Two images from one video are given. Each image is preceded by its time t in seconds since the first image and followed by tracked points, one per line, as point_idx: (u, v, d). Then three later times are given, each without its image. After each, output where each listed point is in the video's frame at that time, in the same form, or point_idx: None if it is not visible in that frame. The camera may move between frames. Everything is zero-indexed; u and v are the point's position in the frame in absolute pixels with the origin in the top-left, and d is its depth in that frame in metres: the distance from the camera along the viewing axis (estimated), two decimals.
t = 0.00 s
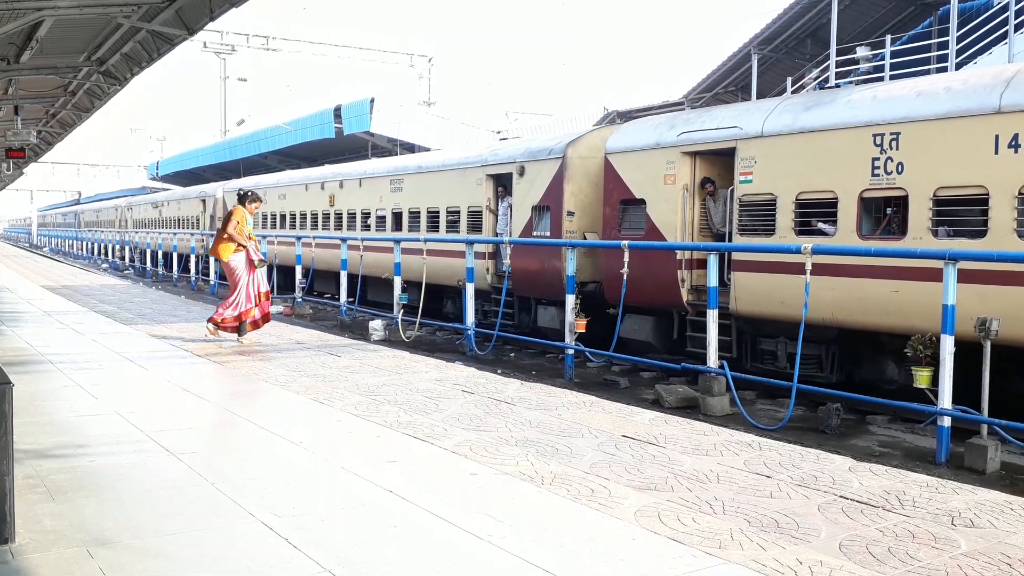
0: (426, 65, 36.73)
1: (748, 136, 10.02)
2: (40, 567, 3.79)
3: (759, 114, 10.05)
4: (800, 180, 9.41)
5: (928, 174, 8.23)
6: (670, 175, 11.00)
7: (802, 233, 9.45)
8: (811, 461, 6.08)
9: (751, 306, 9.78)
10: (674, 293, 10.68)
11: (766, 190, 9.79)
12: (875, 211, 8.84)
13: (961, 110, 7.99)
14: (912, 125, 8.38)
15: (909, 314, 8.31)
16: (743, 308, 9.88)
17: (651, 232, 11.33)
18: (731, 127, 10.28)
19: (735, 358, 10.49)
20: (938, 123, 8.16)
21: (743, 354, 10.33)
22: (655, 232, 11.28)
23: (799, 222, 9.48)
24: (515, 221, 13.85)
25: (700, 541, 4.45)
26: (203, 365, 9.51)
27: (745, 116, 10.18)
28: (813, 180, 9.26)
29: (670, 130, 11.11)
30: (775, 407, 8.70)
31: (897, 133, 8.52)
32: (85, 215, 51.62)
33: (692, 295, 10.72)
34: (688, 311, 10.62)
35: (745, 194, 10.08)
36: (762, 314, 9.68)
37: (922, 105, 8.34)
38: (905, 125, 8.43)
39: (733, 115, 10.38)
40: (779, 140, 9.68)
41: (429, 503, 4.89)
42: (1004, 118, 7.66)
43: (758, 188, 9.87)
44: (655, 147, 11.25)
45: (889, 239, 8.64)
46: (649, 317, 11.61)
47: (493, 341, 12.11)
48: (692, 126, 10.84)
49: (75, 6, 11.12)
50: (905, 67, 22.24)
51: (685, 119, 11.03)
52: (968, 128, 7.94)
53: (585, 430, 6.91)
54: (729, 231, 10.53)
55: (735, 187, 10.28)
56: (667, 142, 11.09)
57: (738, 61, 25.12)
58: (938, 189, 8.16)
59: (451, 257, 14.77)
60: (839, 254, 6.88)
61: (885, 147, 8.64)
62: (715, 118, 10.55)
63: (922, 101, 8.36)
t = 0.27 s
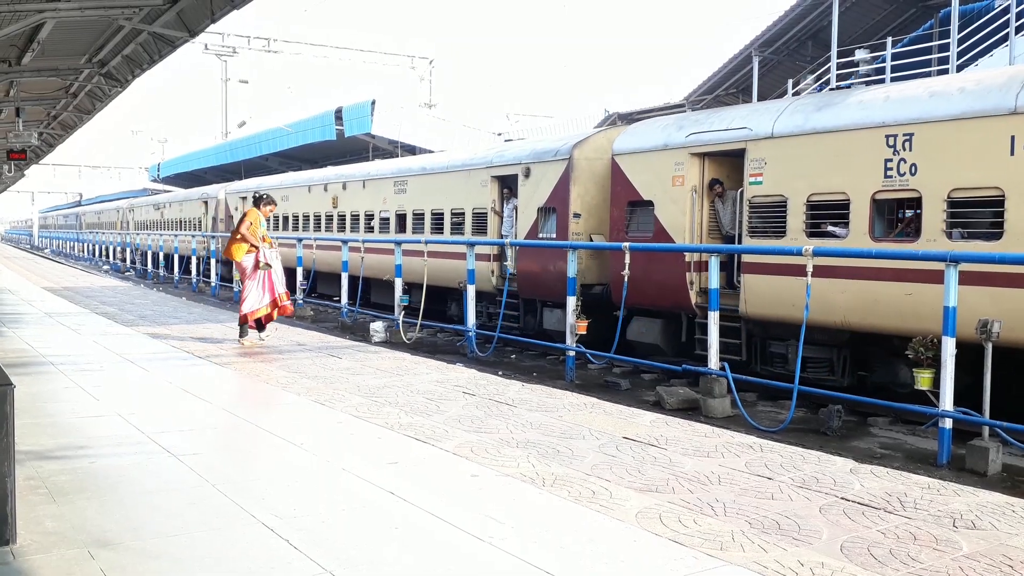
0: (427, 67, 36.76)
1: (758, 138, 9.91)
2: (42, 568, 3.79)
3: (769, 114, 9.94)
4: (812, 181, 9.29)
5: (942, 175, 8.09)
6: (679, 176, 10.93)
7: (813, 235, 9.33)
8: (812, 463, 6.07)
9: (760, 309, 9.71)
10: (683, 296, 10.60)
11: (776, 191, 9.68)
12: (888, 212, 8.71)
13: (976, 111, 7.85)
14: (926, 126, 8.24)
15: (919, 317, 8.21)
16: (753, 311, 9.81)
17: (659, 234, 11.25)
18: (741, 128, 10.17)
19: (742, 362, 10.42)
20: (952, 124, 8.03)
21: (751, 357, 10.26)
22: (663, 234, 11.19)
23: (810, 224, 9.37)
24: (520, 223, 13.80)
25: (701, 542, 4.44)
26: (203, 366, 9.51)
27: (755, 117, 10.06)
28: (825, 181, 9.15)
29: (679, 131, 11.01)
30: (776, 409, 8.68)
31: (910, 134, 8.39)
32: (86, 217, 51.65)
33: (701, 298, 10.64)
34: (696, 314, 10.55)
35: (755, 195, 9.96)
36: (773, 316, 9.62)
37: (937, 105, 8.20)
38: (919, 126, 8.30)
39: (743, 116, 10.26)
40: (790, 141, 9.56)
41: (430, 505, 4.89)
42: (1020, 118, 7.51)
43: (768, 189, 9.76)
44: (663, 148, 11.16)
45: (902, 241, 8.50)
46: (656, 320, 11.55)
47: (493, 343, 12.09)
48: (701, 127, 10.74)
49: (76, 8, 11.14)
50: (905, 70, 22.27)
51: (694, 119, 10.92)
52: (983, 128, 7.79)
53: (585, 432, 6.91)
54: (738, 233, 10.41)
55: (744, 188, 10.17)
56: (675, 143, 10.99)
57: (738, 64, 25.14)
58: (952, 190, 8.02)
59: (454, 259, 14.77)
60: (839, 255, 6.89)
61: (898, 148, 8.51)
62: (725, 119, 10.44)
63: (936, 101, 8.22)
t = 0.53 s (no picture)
0: (427, 68, 36.76)
1: (767, 137, 9.67)
2: (41, 569, 3.80)
3: (778, 113, 9.71)
4: (822, 181, 9.07)
5: (955, 175, 7.87)
6: (686, 175, 10.66)
7: (823, 236, 9.11)
8: (812, 463, 6.07)
9: (768, 311, 9.47)
10: (691, 297, 10.45)
11: (785, 191, 9.45)
12: (900, 213, 8.49)
13: (991, 110, 7.63)
14: (939, 125, 8.02)
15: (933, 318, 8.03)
16: (762, 313, 9.57)
17: (666, 235, 11.00)
18: (749, 127, 9.95)
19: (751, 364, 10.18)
20: (965, 123, 7.81)
21: (760, 359, 9.97)
22: (669, 234, 10.94)
23: (820, 224, 9.15)
24: (524, 223, 13.76)
25: (700, 543, 4.44)
26: (203, 367, 9.52)
27: (763, 116, 9.84)
28: (835, 181, 8.92)
29: (685, 130, 10.78)
30: (776, 410, 8.67)
31: (923, 133, 8.16)
32: (86, 218, 51.69)
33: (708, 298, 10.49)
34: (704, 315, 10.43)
35: (764, 195, 9.73)
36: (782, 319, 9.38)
37: (950, 104, 7.98)
38: (931, 125, 8.08)
39: (751, 115, 10.04)
40: (799, 140, 9.33)
41: (429, 506, 4.89)
42: None
43: (777, 189, 9.53)
44: (669, 148, 10.91)
45: (915, 242, 8.28)
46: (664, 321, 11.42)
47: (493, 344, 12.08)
48: (708, 126, 10.51)
49: (75, 8, 11.13)
50: (905, 70, 22.28)
51: (701, 118, 10.69)
52: (998, 128, 7.57)
53: (584, 433, 6.91)
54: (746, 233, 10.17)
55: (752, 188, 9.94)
56: (681, 143, 10.75)
57: (738, 64, 25.14)
58: (966, 191, 7.80)
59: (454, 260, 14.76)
60: (839, 256, 6.89)
61: (910, 148, 8.28)
62: (732, 118, 10.22)
63: (949, 99, 8.00)
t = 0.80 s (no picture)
0: (428, 69, 36.78)
1: (777, 136, 9.57)
2: (42, 570, 3.80)
3: (789, 113, 9.61)
4: (834, 182, 8.96)
5: (970, 175, 7.77)
6: (694, 176, 10.58)
7: (835, 237, 9.00)
8: (813, 464, 6.07)
9: (779, 313, 9.39)
10: (699, 299, 10.33)
11: (796, 192, 9.34)
12: (913, 214, 8.38)
13: (1006, 109, 7.53)
14: (954, 124, 7.91)
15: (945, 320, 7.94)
16: (772, 315, 9.47)
17: (674, 236, 10.90)
18: (759, 127, 9.85)
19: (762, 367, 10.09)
20: (980, 123, 7.70)
21: (771, 362, 9.85)
22: (678, 235, 10.85)
23: (832, 225, 9.03)
24: (529, 224, 13.72)
25: (701, 544, 4.44)
26: (204, 368, 9.52)
27: (773, 116, 9.74)
28: (847, 180, 8.82)
29: (693, 130, 10.69)
30: (777, 411, 8.67)
31: (937, 133, 8.05)
32: (87, 219, 51.75)
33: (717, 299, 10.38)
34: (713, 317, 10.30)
35: (774, 196, 9.62)
36: (794, 320, 9.23)
37: (964, 103, 7.87)
38: (946, 124, 7.97)
39: (761, 115, 9.94)
40: (810, 140, 9.23)
41: (430, 506, 4.90)
42: None
43: (788, 189, 9.42)
44: (677, 148, 10.81)
45: (929, 243, 8.17)
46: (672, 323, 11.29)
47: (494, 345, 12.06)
48: (717, 126, 10.41)
49: (76, 10, 11.14)
50: (906, 71, 22.29)
51: (709, 119, 10.60)
52: (1014, 127, 7.47)
53: (585, 434, 6.90)
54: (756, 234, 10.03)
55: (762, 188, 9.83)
56: (690, 143, 10.66)
57: (738, 65, 25.14)
58: (981, 191, 7.69)
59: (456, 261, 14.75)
60: (839, 256, 6.89)
61: (924, 148, 8.17)
62: (742, 118, 10.12)
63: (963, 98, 7.90)
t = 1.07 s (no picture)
0: (428, 69, 36.80)
1: (788, 136, 9.52)
2: (43, 570, 3.80)
3: (800, 112, 9.56)
4: (846, 182, 8.91)
5: (985, 175, 7.70)
6: (704, 176, 10.51)
7: (847, 238, 8.94)
8: (813, 465, 6.07)
9: (790, 314, 9.34)
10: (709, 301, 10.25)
11: (807, 192, 9.29)
12: (927, 214, 8.33)
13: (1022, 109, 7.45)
14: (968, 124, 7.84)
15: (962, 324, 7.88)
16: (783, 317, 9.42)
17: (683, 237, 10.83)
18: (769, 126, 9.80)
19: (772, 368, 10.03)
20: (995, 123, 7.63)
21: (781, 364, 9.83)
22: (687, 236, 10.79)
23: (844, 225, 8.98)
24: (535, 225, 13.71)
25: (702, 545, 4.44)
26: (204, 368, 9.53)
27: (784, 115, 9.69)
28: (860, 181, 8.76)
29: (702, 130, 10.64)
30: (777, 412, 8.68)
31: (951, 132, 7.99)
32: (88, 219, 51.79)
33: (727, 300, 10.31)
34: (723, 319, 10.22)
35: (785, 196, 9.57)
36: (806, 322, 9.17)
37: (979, 103, 7.80)
38: (961, 124, 7.89)
39: (771, 114, 9.89)
40: (822, 139, 9.17)
41: (430, 507, 4.90)
42: None
43: (799, 189, 9.36)
44: (686, 147, 10.76)
45: (943, 244, 8.12)
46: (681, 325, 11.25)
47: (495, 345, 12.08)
48: (726, 125, 10.37)
49: (78, 10, 11.14)
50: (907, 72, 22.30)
51: (719, 118, 10.55)
52: None
53: (585, 434, 6.90)
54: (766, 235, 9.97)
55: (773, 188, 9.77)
56: (699, 142, 10.61)
57: (739, 66, 25.15)
58: (997, 191, 7.63)
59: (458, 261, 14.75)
60: (839, 258, 6.87)
61: (938, 148, 8.11)
62: (752, 117, 10.08)
63: (978, 98, 7.82)
